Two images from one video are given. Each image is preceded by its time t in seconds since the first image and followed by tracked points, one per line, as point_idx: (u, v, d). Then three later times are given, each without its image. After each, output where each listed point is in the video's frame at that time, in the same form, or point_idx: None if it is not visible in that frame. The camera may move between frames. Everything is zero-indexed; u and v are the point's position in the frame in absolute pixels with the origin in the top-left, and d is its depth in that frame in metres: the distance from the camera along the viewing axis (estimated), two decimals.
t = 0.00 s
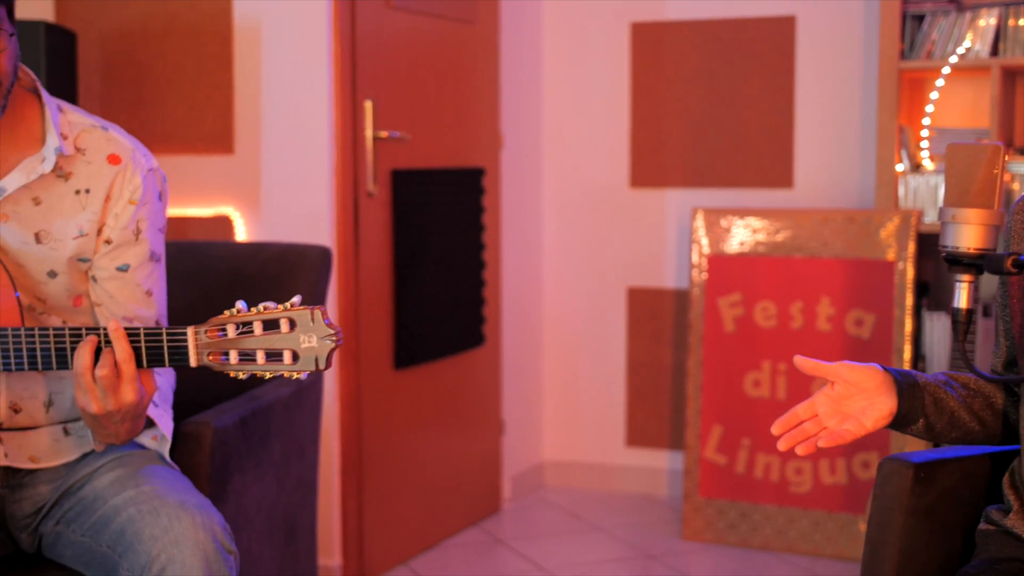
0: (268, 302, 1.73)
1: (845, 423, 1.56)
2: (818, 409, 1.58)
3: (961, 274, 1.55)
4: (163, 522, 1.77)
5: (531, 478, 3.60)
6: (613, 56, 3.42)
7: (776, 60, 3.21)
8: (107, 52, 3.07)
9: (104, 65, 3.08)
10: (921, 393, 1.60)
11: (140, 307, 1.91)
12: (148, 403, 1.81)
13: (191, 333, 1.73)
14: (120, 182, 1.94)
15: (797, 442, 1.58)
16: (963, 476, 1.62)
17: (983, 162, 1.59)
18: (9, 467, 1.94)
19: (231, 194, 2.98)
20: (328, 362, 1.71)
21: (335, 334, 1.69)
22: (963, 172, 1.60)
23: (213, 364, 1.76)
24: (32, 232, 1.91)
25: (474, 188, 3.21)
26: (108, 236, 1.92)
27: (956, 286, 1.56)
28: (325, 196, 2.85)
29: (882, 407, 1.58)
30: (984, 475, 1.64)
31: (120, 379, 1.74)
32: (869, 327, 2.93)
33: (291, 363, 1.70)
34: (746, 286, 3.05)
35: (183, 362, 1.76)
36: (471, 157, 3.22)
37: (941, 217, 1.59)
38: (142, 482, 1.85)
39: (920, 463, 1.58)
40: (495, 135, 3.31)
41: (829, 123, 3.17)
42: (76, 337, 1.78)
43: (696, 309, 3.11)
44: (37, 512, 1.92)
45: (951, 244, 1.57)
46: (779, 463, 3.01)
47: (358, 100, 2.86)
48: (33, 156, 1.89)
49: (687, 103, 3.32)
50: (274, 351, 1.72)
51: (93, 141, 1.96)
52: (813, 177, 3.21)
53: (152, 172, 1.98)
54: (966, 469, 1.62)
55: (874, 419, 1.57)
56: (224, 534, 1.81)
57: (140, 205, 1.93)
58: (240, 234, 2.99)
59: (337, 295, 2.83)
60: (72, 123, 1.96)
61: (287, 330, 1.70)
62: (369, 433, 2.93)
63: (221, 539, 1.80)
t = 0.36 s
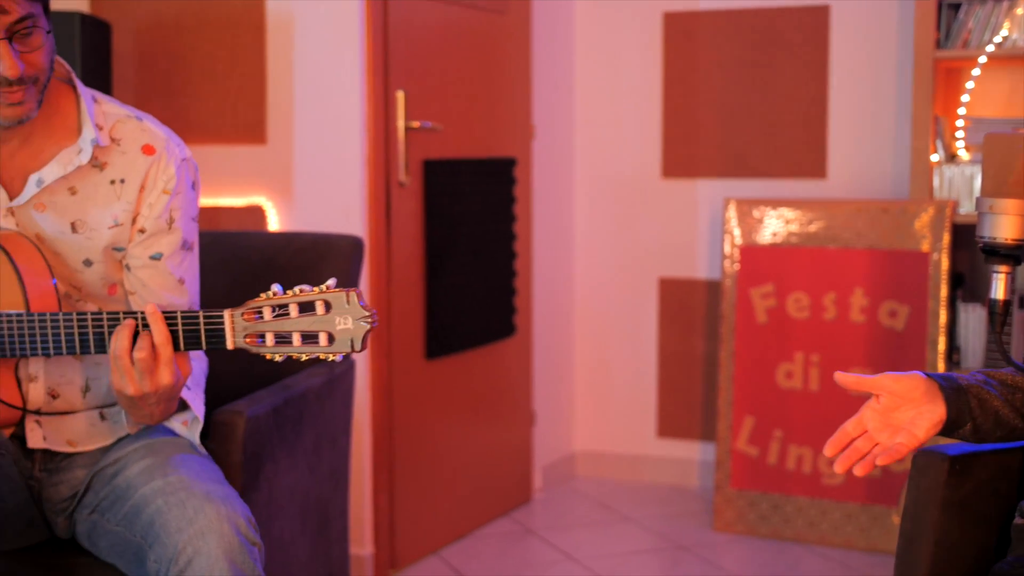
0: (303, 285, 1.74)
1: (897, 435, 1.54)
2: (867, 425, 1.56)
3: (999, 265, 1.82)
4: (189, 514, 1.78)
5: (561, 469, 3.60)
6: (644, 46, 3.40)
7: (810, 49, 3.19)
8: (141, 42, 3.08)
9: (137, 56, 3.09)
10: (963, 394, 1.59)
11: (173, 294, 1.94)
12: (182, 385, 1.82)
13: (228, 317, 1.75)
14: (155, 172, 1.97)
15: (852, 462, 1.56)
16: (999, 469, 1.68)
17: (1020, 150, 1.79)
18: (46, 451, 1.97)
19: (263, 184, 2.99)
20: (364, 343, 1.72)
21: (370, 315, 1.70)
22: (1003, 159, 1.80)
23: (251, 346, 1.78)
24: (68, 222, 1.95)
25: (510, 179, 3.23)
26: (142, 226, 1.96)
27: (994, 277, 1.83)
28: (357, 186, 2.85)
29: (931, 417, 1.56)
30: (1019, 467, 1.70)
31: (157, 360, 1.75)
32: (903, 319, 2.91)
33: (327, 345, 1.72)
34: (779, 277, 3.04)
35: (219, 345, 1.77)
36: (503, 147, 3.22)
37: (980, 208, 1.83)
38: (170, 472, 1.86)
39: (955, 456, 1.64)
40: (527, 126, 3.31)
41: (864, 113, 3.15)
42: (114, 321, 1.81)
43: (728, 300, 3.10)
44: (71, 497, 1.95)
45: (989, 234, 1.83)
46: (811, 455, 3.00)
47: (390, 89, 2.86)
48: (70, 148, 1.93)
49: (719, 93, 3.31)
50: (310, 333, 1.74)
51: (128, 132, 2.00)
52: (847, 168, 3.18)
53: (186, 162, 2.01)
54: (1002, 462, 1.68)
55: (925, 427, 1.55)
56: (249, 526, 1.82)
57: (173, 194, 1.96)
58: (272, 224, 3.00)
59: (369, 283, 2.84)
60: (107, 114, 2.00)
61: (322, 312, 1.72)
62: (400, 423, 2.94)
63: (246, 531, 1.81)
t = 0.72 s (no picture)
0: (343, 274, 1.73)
1: (956, 450, 1.54)
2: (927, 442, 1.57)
3: None
4: (229, 502, 1.78)
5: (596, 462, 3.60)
6: (681, 37, 3.39)
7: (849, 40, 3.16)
8: (180, 34, 3.10)
9: (177, 48, 3.11)
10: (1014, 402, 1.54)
11: (212, 284, 1.95)
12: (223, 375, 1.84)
13: (268, 306, 1.75)
14: (193, 161, 1.99)
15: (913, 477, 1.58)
16: None
17: None
18: (86, 441, 2.00)
19: (301, 175, 3.01)
20: (403, 333, 1.71)
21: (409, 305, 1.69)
22: None
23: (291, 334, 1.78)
24: (108, 211, 1.98)
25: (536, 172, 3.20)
26: (181, 215, 1.97)
27: None
28: (393, 177, 2.85)
29: (991, 425, 1.53)
30: None
31: (197, 350, 1.76)
32: (942, 312, 2.89)
33: (366, 335, 1.71)
34: (817, 269, 3.02)
35: (260, 333, 1.77)
36: (539, 139, 3.22)
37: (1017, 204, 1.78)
38: (211, 461, 1.87)
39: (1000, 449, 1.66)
40: (563, 118, 3.31)
41: (903, 104, 3.12)
42: (152, 311, 1.83)
43: (765, 292, 3.09)
44: (112, 487, 1.96)
45: None
46: (848, 448, 2.99)
47: (427, 81, 2.86)
48: (109, 137, 1.97)
49: (757, 85, 3.29)
50: (350, 322, 1.73)
51: (167, 122, 2.02)
52: (886, 159, 3.16)
53: (224, 151, 2.02)
54: None
55: (985, 439, 1.52)
56: (290, 516, 1.81)
57: (211, 183, 1.98)
58: (308, 215, 3.02)
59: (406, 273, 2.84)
60: (146, 104, 2.03)
61: (361, 302, 1.71)
62: (436, 415, 2.95)
63: (287, 520, 1.81)
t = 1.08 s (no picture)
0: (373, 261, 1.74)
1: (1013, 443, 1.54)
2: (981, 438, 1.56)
3: None
4: (270, 491, 1.79)
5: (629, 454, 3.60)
6: (715, 29, 3.38)
7: (886, 30, 3.13)
8: (215, 26, 3.11)
9: (213, 40, 3.12)
10: None
11: (248, 280, 1.97)
12: (269, 366, 1.81)
13: (299, 294, 1.76)
14: (227, 157, 2.01)
15: (972, 475, 1.56)
16: None
17: None
18: (122, 430, 2.01)
19: (335, 166, 3.01)
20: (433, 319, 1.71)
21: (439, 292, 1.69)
22: None
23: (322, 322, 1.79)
24: (141, 205, 2.01)
25: (578, 162, 3.22)
26: (216, 211, 1.99)
27: None
28: (427, 169, 2.85)
29: None
30: None
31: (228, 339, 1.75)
32: (980, 305, 2.85)
33: (396, 322, 1.71)
34: (852, 262, 3.01)
35: (290, 320, 1.79)
36: (573, 131, 3.22)
37: None
38: (251, 452, 1.88)
39: None
40: (596, 110, 3.31)
41: (939, 96, 3.09)
42: (187, 299, 1.84)
43: (799, 285, 3.07)
44: (148, 476, 1.98)
45: None
46: (884, 442, 2.97)
47: (462, 72, 2.87)
48: (144, 130, 1.99)
49: (792, 75, 3.27)
50: (380, 310, 1.73)
51: (200, 117, 2.04)
52: (924, 151, 3.13)
53: (258, 149, 2.05)
54: None
55: None
56: (330, 506, 1.81)
57: (245, 179, 2.00)
58: (343, 206, 3.02)
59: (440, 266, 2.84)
60: (181, 98, 2.05)
61: (391, 289, 1.71)
62: (469, 406, 2.96)
63: (327, 509, 1.81)
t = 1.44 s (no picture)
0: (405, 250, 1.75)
1: None
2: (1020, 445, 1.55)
3: None
4: (300, 478, 1.78)
5: (659, 446, 3.60)
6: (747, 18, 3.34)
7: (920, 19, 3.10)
8: (247, 16, 3.11)
9: (245, 31, 3.13)
10: None
11: (277, 272, 1.97)
12: (301, 356, 1.81)
13: (331, 281, 1.76)
14: (260, 150, 2.01)
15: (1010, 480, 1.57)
16: None
17: None
18: (156, 420, 2.03)
19: (366, 157, 3.01)
20: (465, 308, 1.71)
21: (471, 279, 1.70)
22: None
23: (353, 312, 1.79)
24: (175, 196, 2.02)
25: (611, 152, 3.23)
26: (247, 203, 2.00)
27: None
28: (459, 161, 2.86)
29: None
30: None
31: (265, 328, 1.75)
32: (1014, 298, 2.82)
33: (428, 309, 1.71)
34: (885, 254, 2.99)
35: (323, 309, 1.78)
36: (604, 122, 3.22)
37: None
38: (281, 441, 1.87)
39: None
40: (627, 101, 3.31)
41: (975, 86, 3.06)
42: (220, 289, 1.84)
43: (832, 276, 3.06)
44: (180, 466, 1.99)
45: None
46: (916, 435, 2.96)
47: (492, 63, 2.86)
48: (179, 123, 2.01)
49: (825, 67, 3.24)
50: (412, 298, 1.73)
51: (235, 110, 2.05)
52: (958, 143, 3.12)
53: (291, 142, 2.05)
54: None
55: None
56: (360, 493, 1.80)
57: (277, 172, 2.00)
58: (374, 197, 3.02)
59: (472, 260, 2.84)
60: (216, 91, 2.06)
61: (423, 277, 1.71)
62: (500, 397, 2.96)
63: (357, 496, 1.80)
